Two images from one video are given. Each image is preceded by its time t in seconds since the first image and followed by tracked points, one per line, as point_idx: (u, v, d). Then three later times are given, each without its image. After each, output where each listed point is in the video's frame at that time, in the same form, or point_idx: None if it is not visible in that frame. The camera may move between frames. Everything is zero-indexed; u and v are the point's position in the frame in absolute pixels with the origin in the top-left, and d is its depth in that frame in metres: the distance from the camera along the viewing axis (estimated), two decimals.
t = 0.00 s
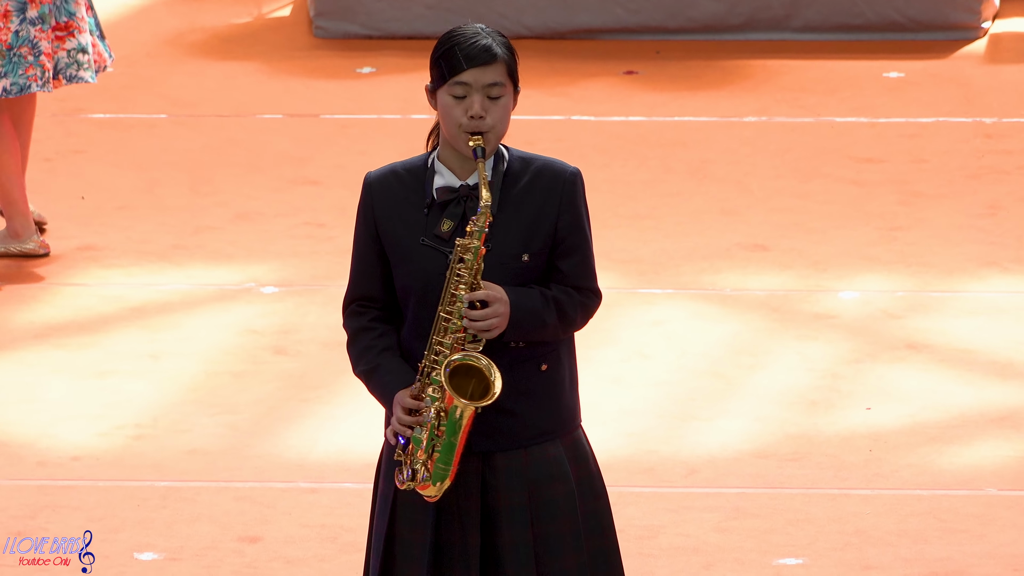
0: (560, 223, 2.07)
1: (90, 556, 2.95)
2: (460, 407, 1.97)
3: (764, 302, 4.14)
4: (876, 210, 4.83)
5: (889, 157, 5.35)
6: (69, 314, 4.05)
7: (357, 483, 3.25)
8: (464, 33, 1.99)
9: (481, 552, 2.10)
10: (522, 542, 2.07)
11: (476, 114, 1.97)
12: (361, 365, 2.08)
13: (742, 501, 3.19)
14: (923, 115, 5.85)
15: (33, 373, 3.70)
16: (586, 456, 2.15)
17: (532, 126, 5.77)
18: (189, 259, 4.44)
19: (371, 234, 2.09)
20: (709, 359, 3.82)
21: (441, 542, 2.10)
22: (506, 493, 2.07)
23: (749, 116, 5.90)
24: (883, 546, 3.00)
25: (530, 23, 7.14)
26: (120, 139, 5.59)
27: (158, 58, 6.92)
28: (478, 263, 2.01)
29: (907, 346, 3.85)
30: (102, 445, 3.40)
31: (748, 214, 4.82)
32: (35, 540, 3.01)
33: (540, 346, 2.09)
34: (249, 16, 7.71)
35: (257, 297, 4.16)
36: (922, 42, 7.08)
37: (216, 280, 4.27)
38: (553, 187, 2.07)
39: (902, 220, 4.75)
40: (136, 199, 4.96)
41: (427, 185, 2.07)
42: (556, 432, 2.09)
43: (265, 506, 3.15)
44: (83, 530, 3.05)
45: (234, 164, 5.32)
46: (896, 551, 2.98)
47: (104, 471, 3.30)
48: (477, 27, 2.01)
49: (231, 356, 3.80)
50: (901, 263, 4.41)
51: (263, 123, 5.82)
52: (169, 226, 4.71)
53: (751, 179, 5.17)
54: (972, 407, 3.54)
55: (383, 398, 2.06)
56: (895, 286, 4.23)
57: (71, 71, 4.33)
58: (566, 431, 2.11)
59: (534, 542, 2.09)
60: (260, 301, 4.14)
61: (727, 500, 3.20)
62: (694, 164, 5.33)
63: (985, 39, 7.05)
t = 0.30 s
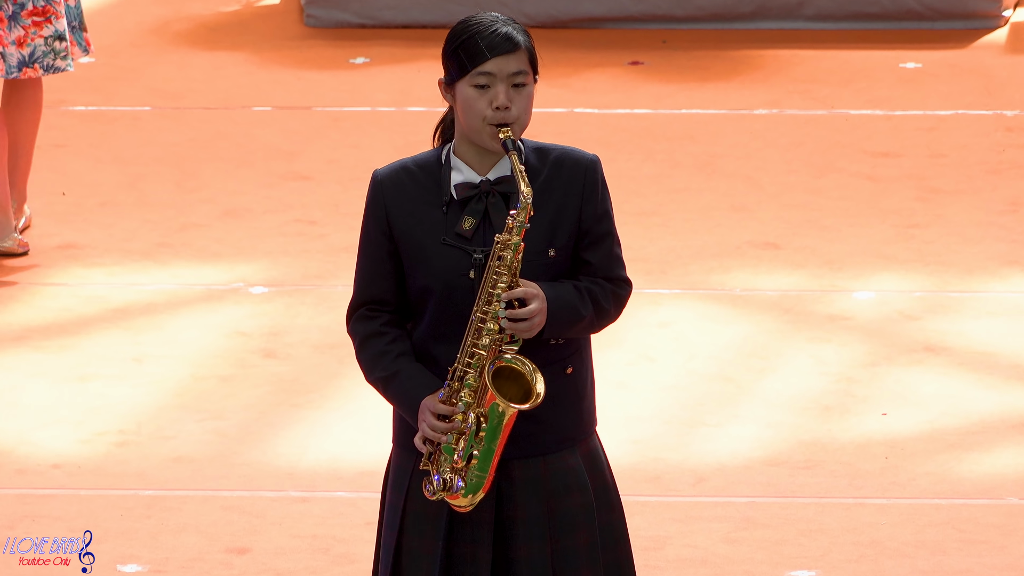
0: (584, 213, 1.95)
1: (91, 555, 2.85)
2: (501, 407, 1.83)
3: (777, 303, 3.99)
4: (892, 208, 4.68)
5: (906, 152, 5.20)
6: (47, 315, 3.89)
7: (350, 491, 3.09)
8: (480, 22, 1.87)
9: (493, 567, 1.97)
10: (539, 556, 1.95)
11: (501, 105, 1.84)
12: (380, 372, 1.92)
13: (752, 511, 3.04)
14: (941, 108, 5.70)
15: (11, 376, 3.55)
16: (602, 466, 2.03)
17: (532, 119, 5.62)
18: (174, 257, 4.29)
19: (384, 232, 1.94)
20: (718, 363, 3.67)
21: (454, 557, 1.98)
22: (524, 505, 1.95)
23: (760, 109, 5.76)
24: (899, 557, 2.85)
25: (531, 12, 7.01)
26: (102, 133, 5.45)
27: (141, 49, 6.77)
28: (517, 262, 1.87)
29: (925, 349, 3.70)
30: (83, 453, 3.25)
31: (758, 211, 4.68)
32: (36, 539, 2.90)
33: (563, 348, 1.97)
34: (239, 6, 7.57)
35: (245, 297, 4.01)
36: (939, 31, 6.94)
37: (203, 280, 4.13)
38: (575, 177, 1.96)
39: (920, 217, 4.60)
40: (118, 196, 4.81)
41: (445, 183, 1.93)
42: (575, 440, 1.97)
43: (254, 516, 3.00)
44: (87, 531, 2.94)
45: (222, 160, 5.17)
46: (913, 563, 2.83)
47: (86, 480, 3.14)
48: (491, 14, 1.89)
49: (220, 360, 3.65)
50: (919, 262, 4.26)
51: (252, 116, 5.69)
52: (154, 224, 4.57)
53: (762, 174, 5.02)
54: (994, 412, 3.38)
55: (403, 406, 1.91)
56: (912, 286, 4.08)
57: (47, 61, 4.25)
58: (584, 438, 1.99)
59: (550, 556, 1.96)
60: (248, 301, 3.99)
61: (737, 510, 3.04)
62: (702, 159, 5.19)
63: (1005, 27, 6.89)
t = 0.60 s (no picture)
0: (592, 205, 1.80)
1: (91, 554, 2.74)
2: (486, 402, 1.69)
3: (789, 304, 3.85)
4: (909, 204, 4.55)
5: (922, 146, 5.07)
6: (26, 317, 3.75)
7: (342, 501, 2.95)
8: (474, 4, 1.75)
9: None
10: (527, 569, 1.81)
11: (494, 87, 1.70)
12: (375, 368, 1.79)
13: (765, 520, 2.90)
14: (960, 100, 5.58)
15: None
16: (602, 480, 1.88)
17: (533, 111, 5.49)
18: (158, 256, 4.15)
19: (382, 222, 1.81)
20: (727, 366, 3.53)
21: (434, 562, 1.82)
22: (513, 514, 1.81)
23: (771, 101, 5.64)
24: (916, 570, 2.71)
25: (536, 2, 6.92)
26: (84, 126, 5.31)
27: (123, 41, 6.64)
28: (503, 249, 1.73)
29: (943, 351, 3.56)
30: (64, 460, 3.10)
31: (768, 207, 4.54)
32: (36, 540, 2.79)
33: (568, 348, 1.83)
34: None
35: (233, 298, 3.88)
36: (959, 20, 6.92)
37: (188, 279, 3.99)
38: (583, 167, 1.81)
39: (938, 214, 4.46)
40: (100, 192, 4.67)
41: (448, 173, 1.79)
42: (574, 449, 1.83)
43: (242, 526, 2.86)
44: (86, 531, 2.82)
45: (208, 154, 5.04)
46: None
47: (67, 488, 2.99)
48: None
49: (206, 363, 3.51)
50: (937, 260, 4.12)
51: (240, 108, 5.56)
52: (138, 221, 4.43)
53: (773, 169, 4.89)
54: (1015, 419, 3.23)
55: (396, 403, 1.77)
56: (929, 286, 3.94)
57: (30, 35, 4.22)
58: (584, 448, 1.84)
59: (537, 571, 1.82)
60: (235, 301, 3.86)
61: (747, 519, 2.90)
62: (711, 153, 5.06)
63: None
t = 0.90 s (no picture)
0: (587, 221, 1.64)
1: (91, 555, 2.67)
2: (454, 419, 1.55)
3: (807, 310, 3.72)
4: (932, 206, 4.41)
5: (946, 146, 4.94)
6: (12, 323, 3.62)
7: (339, 516, 2.82)
8: None
9: None
10: None
11: (483, 88, 1.55)
12: (355, 380, 1.67)
13: (781, 537, 2.76)
14: (985, 97, 5.45)
15: None
16: (597, 503, 1.71)
17: (539, 108, 5.35)
18: (147, 260, 4.02)
19: (371, 224, 1.68)
20: (742, 374, 3.40)
21: None
22: (493, 533, 1.64)
23: (787, 98, 5.51)
24: None
25: None
26: (70, 125, 5.17)
27: (112, 37, 6.51)
28: (477, 257, 1.58)
29: (967, 360, 3.43)
30: (49, 474, 2.96)
31: (785, 209, 4.41)
32: (36, 540, 2.71)
33: (558, 363, 1.67)
34: None
35: (226, 305, 3.74)
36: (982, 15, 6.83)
37: (180, 285, 3.86)
38: (579, 183, 1.65)
39: (962, 216, 4.33)
40: (86, 193, 4.53)
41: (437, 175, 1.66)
42: (563, 468, 1.66)
43: (236, 543, 2.72)
44: (86, 531, 2.74)
45: (199, 153, 4.90)
46: None
47: (51, 502, 2.85)
48: None
49: (197, 372, 3.38)
50: (961, 265, 3.98)
51: (232, 105, 5.43)
52: (126, 223, 4.29)
53: (790, 169, 4.76)
54: None
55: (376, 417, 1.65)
56: (953, 293, 3.80)
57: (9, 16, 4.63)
58: (575, 469, 1.68)
59: None
60: (227, 308, 3.73)
61: (762, 536, 2.76)
62: (725, 152, 4.92)
63: None
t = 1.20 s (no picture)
0: (562, 222, 1.53)
1: (91, 555, 2.59)
2: (439, 440, 1.45)
3: (821, 314, 3.60)
4: (954, 207, 4.29)
5: (966, 143, 4.81)
6: None
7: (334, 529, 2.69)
8: None
9: None
10: None
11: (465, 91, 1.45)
12: (319, 394, 1.54)
13: (794, 552, 2.63)
14: (1007, 94, 5.32)
15: None
16: (575, 519, 1.59)
17: (543, 105, 5.23)
18: (133, 263, 3.89)
19: (334, 227, 1.56)
20: (753, 382, 3.27)
21: None
22: (466, 553, 1.53)
23: (801, 94, 5.39)
24: None
25: None
26: (53, 122, 5.05)
27: (98, 30, 6.38)
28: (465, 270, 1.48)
29: (988, 367, 3.30)
30: (30, 486, 2.83)
31: (801, 209, 4.29)
32: (36, 540, 2.64)
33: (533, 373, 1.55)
34: None
35: (215, 309, 3.62)
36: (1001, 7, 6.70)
37: (169, 288, 3.73)
38: (555, 182, 1.54)
39: (983, 217, 4.20)
40: (71, 194, 4.40)
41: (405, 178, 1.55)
42: (537, 480, 1.54)
43: (225, 558, 2.59)
44: (86, 532, 2.66)
45: (188, 152, 4.78)
46: None
47: (32, 515, 2.72)
48: None
49: (185, 380, 3.25)
50: (982, 267, 3.86)
51: (222, 102, 5.31)
52: (112, 224, 4.17)
53: (803, 168, 4.63)
54: None
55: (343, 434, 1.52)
56: (974, 297, 3.67)
57: None
58: (552, 483, 1.56)
59: None
60: (216, 312, 3.60)
61: (775, 551, 2.63)
62: (735, 150, 4.80)
63: None
